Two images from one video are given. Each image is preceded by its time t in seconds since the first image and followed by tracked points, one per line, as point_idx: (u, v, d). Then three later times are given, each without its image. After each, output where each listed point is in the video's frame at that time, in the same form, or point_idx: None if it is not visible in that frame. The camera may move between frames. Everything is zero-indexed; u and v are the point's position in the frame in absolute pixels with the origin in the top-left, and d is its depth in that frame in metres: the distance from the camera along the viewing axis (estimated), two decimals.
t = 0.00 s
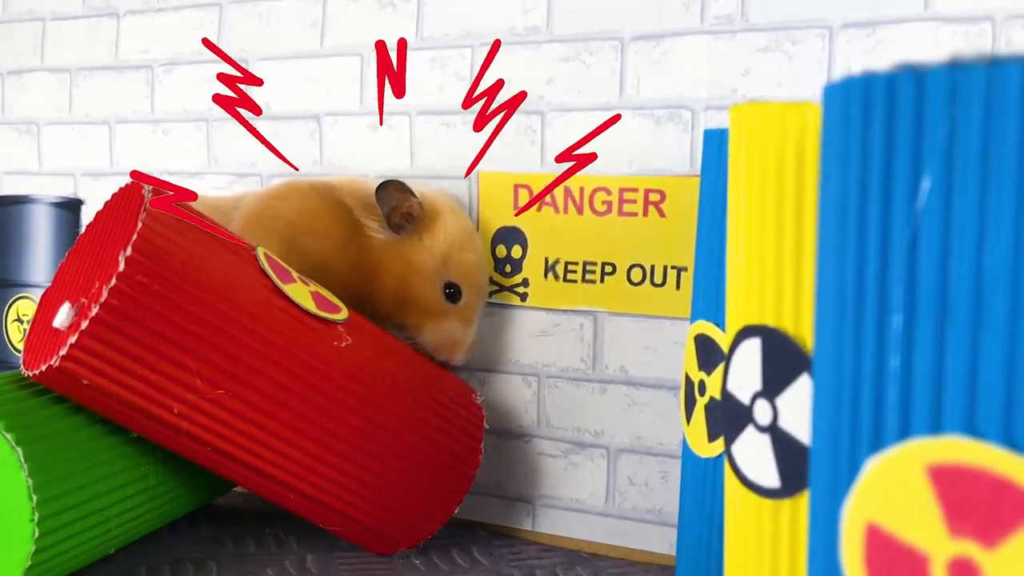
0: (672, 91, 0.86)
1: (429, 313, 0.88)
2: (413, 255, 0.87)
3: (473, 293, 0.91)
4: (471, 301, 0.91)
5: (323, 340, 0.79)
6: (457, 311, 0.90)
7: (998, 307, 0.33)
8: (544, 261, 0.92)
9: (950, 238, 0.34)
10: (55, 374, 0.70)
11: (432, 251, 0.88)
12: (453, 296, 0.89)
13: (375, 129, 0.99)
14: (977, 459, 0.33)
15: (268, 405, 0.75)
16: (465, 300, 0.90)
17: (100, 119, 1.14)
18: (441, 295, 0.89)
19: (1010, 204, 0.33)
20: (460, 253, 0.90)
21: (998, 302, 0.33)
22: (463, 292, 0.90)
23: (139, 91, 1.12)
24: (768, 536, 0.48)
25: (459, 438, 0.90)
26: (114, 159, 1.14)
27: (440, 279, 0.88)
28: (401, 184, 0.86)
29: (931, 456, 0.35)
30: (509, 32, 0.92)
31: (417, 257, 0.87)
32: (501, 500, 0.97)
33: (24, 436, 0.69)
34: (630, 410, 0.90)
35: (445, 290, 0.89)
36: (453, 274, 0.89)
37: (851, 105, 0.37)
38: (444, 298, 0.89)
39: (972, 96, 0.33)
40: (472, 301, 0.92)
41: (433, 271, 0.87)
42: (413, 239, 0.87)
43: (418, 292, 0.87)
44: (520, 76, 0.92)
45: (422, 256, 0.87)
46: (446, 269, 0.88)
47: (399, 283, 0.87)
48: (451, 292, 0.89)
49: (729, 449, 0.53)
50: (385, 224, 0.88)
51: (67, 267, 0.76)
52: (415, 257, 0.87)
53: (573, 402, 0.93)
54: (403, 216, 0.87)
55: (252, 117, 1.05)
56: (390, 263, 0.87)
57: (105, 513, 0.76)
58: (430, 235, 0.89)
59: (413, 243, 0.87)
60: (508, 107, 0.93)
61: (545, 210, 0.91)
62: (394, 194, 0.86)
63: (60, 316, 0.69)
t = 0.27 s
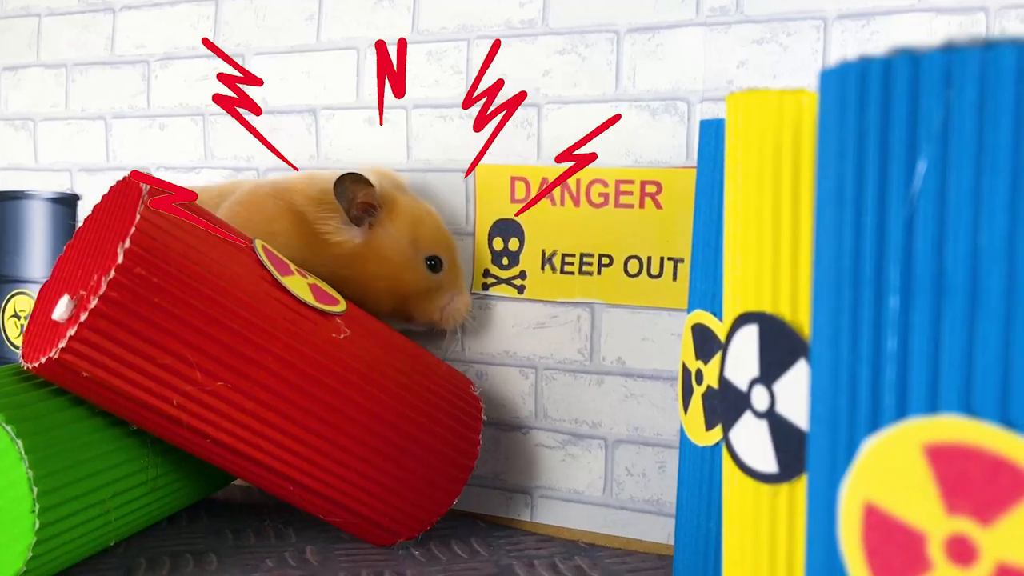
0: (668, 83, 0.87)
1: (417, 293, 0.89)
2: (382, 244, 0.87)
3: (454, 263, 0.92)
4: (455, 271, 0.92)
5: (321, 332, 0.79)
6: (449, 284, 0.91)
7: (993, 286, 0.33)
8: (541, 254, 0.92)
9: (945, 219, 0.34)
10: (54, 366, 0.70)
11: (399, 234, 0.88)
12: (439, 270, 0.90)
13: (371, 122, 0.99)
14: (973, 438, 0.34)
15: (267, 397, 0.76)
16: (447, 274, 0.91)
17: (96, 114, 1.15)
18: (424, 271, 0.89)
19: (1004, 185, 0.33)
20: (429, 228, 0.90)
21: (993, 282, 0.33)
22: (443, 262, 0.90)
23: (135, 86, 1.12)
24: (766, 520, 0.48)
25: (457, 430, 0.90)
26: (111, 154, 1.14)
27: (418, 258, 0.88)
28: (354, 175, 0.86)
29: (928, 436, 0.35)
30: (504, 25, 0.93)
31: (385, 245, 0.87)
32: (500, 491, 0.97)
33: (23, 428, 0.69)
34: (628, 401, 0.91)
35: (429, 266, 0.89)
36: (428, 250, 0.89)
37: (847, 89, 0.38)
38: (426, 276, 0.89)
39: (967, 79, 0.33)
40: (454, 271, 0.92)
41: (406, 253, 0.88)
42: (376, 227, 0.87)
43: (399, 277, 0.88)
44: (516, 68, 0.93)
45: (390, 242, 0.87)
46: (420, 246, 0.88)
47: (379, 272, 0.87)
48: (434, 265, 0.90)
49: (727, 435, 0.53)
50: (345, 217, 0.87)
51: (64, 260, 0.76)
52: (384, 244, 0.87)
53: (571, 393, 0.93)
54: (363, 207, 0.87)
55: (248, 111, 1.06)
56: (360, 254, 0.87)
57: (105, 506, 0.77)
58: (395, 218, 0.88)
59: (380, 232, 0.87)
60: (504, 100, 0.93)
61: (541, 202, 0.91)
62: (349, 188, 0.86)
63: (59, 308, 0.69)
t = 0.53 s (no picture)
0: (663, 86, 0.88)
1: (422, 289, 0.89)
2: (384, 245, 0.88)
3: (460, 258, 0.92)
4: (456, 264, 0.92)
5: (320, 334, 0.80)
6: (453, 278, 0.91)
7: (982, 290, 0.34)
8: (538, 256, 0.93)
9: (935, 224, 0.35)
10: (56, 370, 0.71)
11: (400, 233, 0.88)
12: (443, 265, 0.90)
13: (369, 126, 1.00)
14: (964, 439, 0.34)
15: (266, 399, 0.76)
16: (453, 270, 0.91)
17: (94, 117, 1.15)
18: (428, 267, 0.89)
19: (993, 191, 0.33)
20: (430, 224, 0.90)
21: (983, 286, 0.34)
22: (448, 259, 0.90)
23: (133, 89, 1.12)
24: (761, 519, 0.49)
25: (456, 431, 0.91)
26: (109, 158, 1.14)
27: (421, 255, 0.89)
28: (354, 174, 0.86)
29: (920, 437, 0.36)
30: (500, 29, 0.93)
31: (388, 245, 0.88)
32: (498, 492, 0.98)
33: (24, 431, 0.70)
34: (624, 401, 0.91)
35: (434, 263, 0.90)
36: (429, 246, 0.89)
37: (840, 96, 0.38)
38: (429, 273, 0.89)
39: (956, 88, 0.34)
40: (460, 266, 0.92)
41: (409, 252, 0.88)
42: (378, 227, 0.88)
43: (402, 275, 0.88)
44: (513, 72, 0.93)
45: (393, 242, 0.88)
46: (423, 245, 0.89)
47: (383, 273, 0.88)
48: (438, 262, 0.90)
49: (723, 436, 0.54)
50: (345, 216, 0.88)
51: (64, 264, 0.76)
52: (384, 244, 0.88)
53: (568, 394, 0.94)
54: (363, 207, 0.87)
55: (246, 115, 1.06)
56: (361, 255, 0.88)
57: (105, 508, 0.77)
58: (394, 216, 0.89)
59: (380, 231, 0.88)
60: (500, 103, 0.94)
61: (538, 205, 0.92)
62: (350, 188, 0.86)
63: (60, 312, 0.69)
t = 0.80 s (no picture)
0: (667, 90, 0.88)
1: (338, 253, 0.86)
2: (328, 207, 0.87)
3: (401, 235, 0.87)
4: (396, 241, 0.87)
5: (326, 337, 0.80)
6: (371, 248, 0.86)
7: (992, 295, 0.34)
8: (542, 258, 0.93)
9: (944, 228, 0.35)
10: (63, 373, 0.71)
11: (345, 198, 0.87)
12: (363, 233, 0.86)
13: (372, 129, 1.00)
14: (973, 443, 0.35)
15: (272, 402, 0.76)
16: (375, 240, 0.86)
17: (97, 121, 1.15)
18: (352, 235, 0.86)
19: (1002, 196, 0.34)
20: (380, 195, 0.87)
21: (992, 291, 0.34)
22: (377, 230, 0.86)
23: (136, 93, 1.13)
24: (769, 521, 0.49)
25: (460, 433, 0.91)
26: (112, 161, 1.14)
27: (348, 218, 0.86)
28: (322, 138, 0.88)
29: (929, 440, 0.36)
30: (504, 32, 0.94)
31: (331, 208, 0.87)
32: (501, 495, 0.98)
33: (31, 433, 0.70)
34: (628, 403, 0.92)
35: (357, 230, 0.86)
36: (360, 212, 0.86)
37: (848, 101, 0.39)
38: (349, 237, 0.86)
39: (965, 93, 0.34)
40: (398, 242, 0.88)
41: (344, 216, 0.86)
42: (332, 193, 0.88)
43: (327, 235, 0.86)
44: (516, 75, 0.94)
45: (335, 205, 0.87)
46: (359, 213, 0.86)
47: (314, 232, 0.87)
48: (365, 232, 0.86)
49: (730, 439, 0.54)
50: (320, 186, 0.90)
51: (70, 267, 0.76)
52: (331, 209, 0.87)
53: (572, 396, 0.94)
54: (331, 173, 0.88)
55: (249, 118, 1.06)
56: (314, 218, 0.87)
57: (111, 511, 0.77)
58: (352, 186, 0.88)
59: (332, 195, 0.87)
60: (504, 106, 0.94)
61: (542, 207, 0.92)
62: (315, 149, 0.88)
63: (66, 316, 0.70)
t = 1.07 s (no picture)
0: (667, 97, 0.89)
1: (352, 274, 0.87)
2: (344, 220, 0.87)
3: (414, 260, 0.88)
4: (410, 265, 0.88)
5: (329, 344, 0.81)
6: (386, 274, 0.87)
7: (988, 307, 0.35)
8: (543, 265, 0.94)
9: (941, 241, 0.36)
10: (68, 380, 0.72)
11: (364, 216, 0.87)
12: (380, 258, 0.86)
13: (374, 136, 1.01)
14: (969, 452, 0.35)
15: (275, 409, 0.77)
16: (392, 267, 0.87)
17: (100, 127, 1.16)
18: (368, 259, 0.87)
19: (998, 209, 0.34)
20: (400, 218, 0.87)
21: (988, 303, 0.35)
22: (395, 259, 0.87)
23: (140, 100, 1.13)
24: (769, 528, 0.49)
25: (462, 439, 0.91)
26: (115, 167, 1.15)
27: (365, 240, 0.86)
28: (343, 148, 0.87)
29: (927, 450, 0.37)
30: (505, 40, 0.94)
31: (348, 223, 0.87)
32: (503, 499, 0.99)
33: (36, 440, 0.70)
34: (629, 409, 0.92)
35: (373, 253, 0.87)
36: (379, 235, 0.86)
37: (846, 115, 0.39)
38: (366, 259, 0.86)
39: (961, 107, 0.35)
40: (411, 271, 0.89)
41: (360, 234, 0.86)
42: (349, 205, 0.87)
43: (342, 253, 0.87)
44: (518, 83, 0.94)
45: (352, 220, 0.87)
46: (377, 235, 0.86)
47: (328, 246, 0.87)
48: (382, 257, 0.87)
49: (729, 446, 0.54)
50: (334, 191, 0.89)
51: (75, 275, 0.77)
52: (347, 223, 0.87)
53: (573, 402, 0.95)
54: (349, 182, 0.88)
55: (252, 125, 1.07)
56: (329, 229, 0.87)
57: (115, 516, 0.78)
58: (370, 201, 0.88)
59: (348, 209, 0.87)
60: (505, 114, 0.95)
61: (543, 214, 0.93)
62: (335, 158, 0.87)
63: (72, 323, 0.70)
